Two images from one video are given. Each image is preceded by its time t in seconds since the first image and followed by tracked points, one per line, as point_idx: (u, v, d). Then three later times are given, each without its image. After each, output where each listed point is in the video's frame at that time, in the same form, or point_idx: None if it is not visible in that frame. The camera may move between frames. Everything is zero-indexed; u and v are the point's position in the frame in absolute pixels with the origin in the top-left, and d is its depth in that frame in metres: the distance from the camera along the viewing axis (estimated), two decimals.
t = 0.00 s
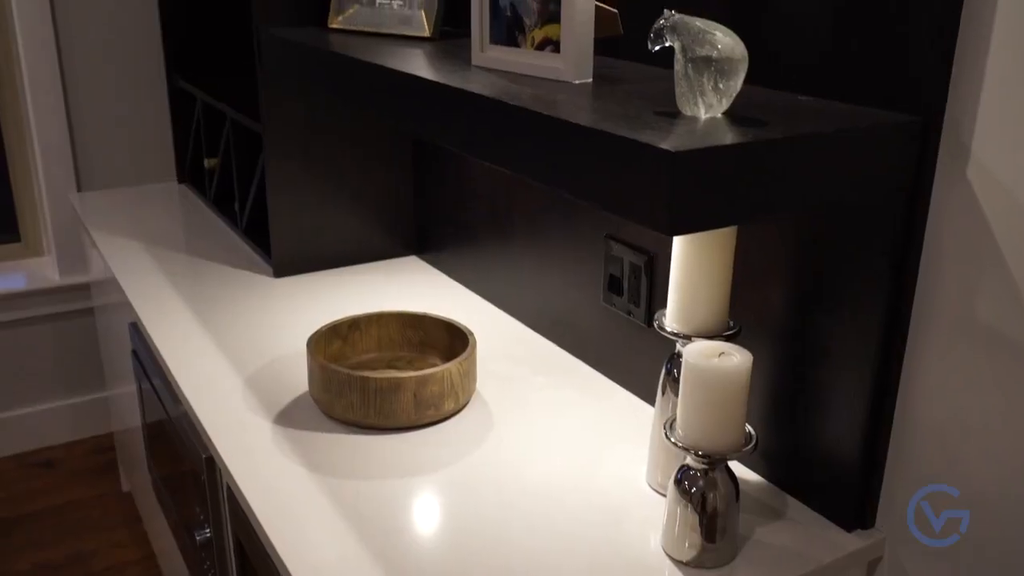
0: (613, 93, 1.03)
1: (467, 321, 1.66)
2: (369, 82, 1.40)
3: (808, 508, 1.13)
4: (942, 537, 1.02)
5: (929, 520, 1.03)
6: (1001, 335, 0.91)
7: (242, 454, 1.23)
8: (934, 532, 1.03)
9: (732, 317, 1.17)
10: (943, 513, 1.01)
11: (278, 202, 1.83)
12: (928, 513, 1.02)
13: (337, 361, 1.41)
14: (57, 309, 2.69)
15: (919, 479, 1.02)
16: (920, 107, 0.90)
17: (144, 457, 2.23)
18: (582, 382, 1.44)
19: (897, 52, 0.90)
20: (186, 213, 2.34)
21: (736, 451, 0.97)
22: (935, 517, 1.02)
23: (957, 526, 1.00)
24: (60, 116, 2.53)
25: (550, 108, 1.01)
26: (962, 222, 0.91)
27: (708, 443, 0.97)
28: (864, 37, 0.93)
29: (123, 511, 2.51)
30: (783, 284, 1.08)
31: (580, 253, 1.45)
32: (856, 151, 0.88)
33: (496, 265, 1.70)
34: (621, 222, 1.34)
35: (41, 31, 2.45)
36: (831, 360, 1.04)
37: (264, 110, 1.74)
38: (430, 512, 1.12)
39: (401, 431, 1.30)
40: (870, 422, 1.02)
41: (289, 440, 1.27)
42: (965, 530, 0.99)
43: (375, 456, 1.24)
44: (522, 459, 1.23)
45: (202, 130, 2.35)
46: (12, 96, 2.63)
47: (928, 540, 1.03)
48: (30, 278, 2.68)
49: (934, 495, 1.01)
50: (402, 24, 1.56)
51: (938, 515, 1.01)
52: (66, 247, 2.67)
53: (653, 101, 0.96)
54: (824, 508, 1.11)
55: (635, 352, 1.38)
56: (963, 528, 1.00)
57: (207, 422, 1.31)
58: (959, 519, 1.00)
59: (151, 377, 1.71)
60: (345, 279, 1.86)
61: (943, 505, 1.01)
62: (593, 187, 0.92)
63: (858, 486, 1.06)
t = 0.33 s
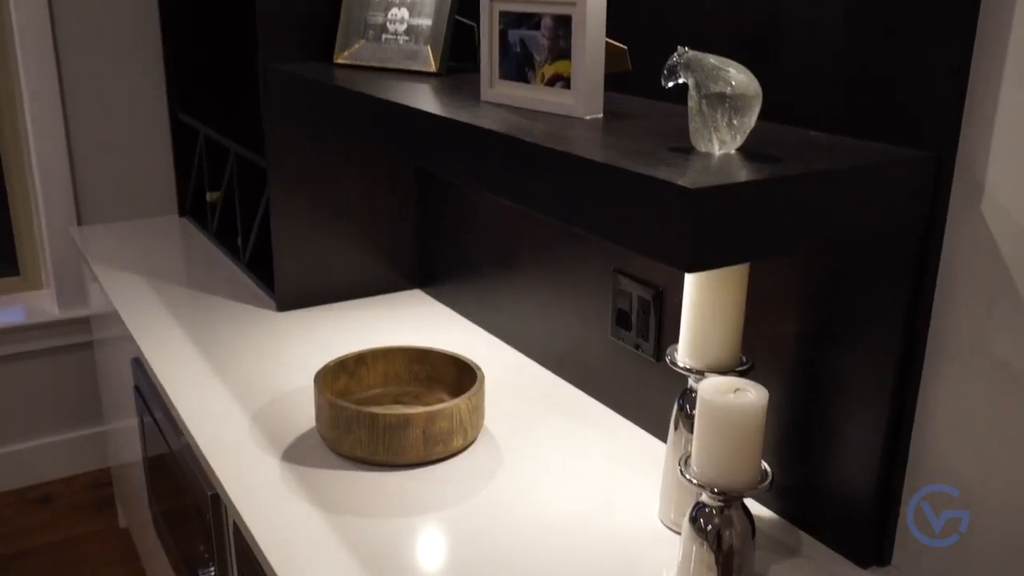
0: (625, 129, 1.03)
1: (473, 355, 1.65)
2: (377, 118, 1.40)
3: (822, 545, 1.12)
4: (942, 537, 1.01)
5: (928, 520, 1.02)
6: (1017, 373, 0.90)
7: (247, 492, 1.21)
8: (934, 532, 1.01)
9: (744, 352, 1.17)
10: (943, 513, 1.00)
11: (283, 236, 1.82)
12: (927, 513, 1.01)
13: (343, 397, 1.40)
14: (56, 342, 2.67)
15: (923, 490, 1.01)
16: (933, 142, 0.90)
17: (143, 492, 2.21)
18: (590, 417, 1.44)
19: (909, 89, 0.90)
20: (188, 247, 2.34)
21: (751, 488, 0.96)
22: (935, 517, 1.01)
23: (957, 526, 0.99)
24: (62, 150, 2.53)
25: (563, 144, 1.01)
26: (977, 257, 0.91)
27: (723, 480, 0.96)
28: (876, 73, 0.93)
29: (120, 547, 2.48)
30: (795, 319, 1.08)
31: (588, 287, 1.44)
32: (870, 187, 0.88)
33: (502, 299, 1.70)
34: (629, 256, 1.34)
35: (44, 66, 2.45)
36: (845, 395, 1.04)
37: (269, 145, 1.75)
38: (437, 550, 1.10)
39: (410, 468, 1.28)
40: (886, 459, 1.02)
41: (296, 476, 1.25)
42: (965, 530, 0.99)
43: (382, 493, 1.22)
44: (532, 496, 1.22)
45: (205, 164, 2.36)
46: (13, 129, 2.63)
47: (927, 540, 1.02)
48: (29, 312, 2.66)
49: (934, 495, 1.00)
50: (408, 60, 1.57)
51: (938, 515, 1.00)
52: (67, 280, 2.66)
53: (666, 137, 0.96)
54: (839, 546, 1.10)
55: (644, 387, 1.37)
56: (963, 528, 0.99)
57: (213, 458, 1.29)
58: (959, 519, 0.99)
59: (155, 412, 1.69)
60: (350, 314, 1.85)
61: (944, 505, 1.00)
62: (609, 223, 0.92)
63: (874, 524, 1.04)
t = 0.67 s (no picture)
0: (638, 175, 1.03)
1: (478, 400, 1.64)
2: (385, 163, 1.40)
3: None
4: (942, 537, 0.98)
5: (927, 520, 0.99)
6: None
7: (254, 541, 1.19)
8: (933, 532, 0.99)
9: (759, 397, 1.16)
10: (943, 512, 0.98)
11: (287, 280, 1.81)
12: (927, 513, 0.99)
13: (351, 444, 1.39)
14: (52, 388, 2.64)
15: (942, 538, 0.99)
16: (948, 187, 0.90)
17: (140, 540, 2.17)
18: (600, 463, 1.42)
19: (923, 135, 0.91)
20: (188, 291, 2.33)
21: (771, 537, 0.94)
22: (935, 517, 0.99)
23: (957, 526, 0.97)
24: (63, 194, 2.52)
25: (575, 189, 1.02)
26: (994, 304, 0.90)
27: (743, 529, 0.94)
28: (891, 121, 0.94)
29: None
30: (810, 364, 1.08)
31: (596, 332, 1.44)
32: (887, 233, 0.88)
33: (507, 343, 1.69)
34: (638, 299, 1.33)
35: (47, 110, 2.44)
36: (862, 440, 1.03)
37: (274, 190, 1.75)
38: None
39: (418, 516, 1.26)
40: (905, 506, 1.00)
41: (303, 525, 1.23)
42: (965, 530, 0.97)
43: (390, 542, 1.20)
44: (543, 545, 1.20)
45: (207, 208, 2.36)
46: (13, 173, 2.62)
47: (927, 541, 1.00)
48: (26, 357, 2.63)
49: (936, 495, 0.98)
50: (415, 105, 1.58)
51: (939, 515, 0.98)
52: (65, 324, 2.63)
53: (681, 183, 0.96)
54: None
55: (654, 432, 1.36)
56: (963, 528, 0.97)
57: (221, 507, 1.27)
58: (960, 519, 0.97)
59: (156, 459, 1.67)
60: (354, 359, 1.84)
61: (943, 505, 0.98)
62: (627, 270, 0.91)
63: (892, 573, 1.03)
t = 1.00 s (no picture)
0: (650, 228, 1.03)
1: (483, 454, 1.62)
2: (391, 216, 1.40)
3: None
4: (942, 538, 0.97)
5: (927, 520, 0.97)
6: None
7: None
8: (933, 532, 0.97)
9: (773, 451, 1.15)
10: (944, 513, 0.96)
11: (290, 333, 1.80)
12: (927, 513, 0.97)
13: (357, 499, 1.36)
14: (48, 442, 2.60)
15: None
16: (963, 241, 0.91)
17: None
18: (609, 518, 1.40)
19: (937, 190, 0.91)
20: (187, 343, 2.31)
21: None
22: (935, 517, 0.97)
23: (957, 526, 0.96)
24: (60, 246, 2.49)
25: (586, 242, 1.02)
26: (1012, 358, 0.90)
27: None
28: (903, 174, 0.94)
29: None
30: (826, 417, 1.07)
31: (604, 384, 1.43)
32: (905, 287, 0.88)
33: (512, 395, 1.68)
34: (646, 351, 1.33)
35: (48, 161, 2.43)
36: (879, 495, 1.01)
37: (277, 242, 1.74)
38: None
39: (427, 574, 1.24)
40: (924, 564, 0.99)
41: None
42: (965, 529, 0.96)
43: None
44: None
45: (206, 260, 2.35)
46: (10, 225, 2.60)
47: (924, 542, 0.98)
48: (21, 410, 2.59)
49: (935, 495, 0.96)
50: (421, 158, 1.59)
51: (939, 515, 0.96)
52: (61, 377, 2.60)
53: (696, 237, 0.96)
54: None
55: (664, 486, 1.35)
56: (964, 528, 0.96)
57: (225, 567, 1.24)
58: (960, 519, 0.96)
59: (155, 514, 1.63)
60: (356, 412, 1.82)
61: (944, 505, 0.96)
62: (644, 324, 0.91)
63: None
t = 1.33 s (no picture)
0: (658, 285, 1.04)
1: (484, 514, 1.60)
2: (392, 272, 1.40)
3: None
4: (942, 538, 0.96)
5: (927, 521, 0.96)
6: None
7: None
8: (933, 532, 0.96)
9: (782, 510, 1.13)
10: (943, 513, 0.95)
11: (287, 390, 1.78)
12: (927, 513, 0.96)
13: (359, 562, 1.34)
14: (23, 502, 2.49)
15: None
16: (974, 299, 0.91)
17: None
18: None
19: (945, 248, 0.92)
20: (180, 400, 2.28)
21: None
22: (935, 517, 0.96)
23: (957, 526, 0.95)
24: (52, 303, 2.45)
25: (591, 299, 1.01)
26: None
27: None
28: (909, 232, 0.95)
29: None
30: (835, 476, 1.06)
31: (607, 442, 1.42)
32: (919, 344, 0.88)
33: (513, 453, 1.66)
34: (650, 408, 1.32)
35: (40, 217, 2.40)
36: (893, 555, 1.00)
37: (276, 299, 1.73)
38: None
39: None
40: None
41: None
42: (965, 529, 0.94)
43: None
44: None
45: (201, 315, 2.34)
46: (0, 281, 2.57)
47: (926, 543, 0.97)
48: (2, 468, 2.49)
49: (935, 494, 0.96)
50: (421, 215, 1.59)
51: (938, 515, 0.95)
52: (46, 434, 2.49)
53: (706, 296, 0.96)
54: None
55: (670, 546, 1.33)
56: (964, 528, 0.94)
57: None
58: (960, 519, 0.94)
59: None
60: (354, 471, 1.80)
61: (944, 505, 0.95)
62: (657, 383, 0.90)
63: None
